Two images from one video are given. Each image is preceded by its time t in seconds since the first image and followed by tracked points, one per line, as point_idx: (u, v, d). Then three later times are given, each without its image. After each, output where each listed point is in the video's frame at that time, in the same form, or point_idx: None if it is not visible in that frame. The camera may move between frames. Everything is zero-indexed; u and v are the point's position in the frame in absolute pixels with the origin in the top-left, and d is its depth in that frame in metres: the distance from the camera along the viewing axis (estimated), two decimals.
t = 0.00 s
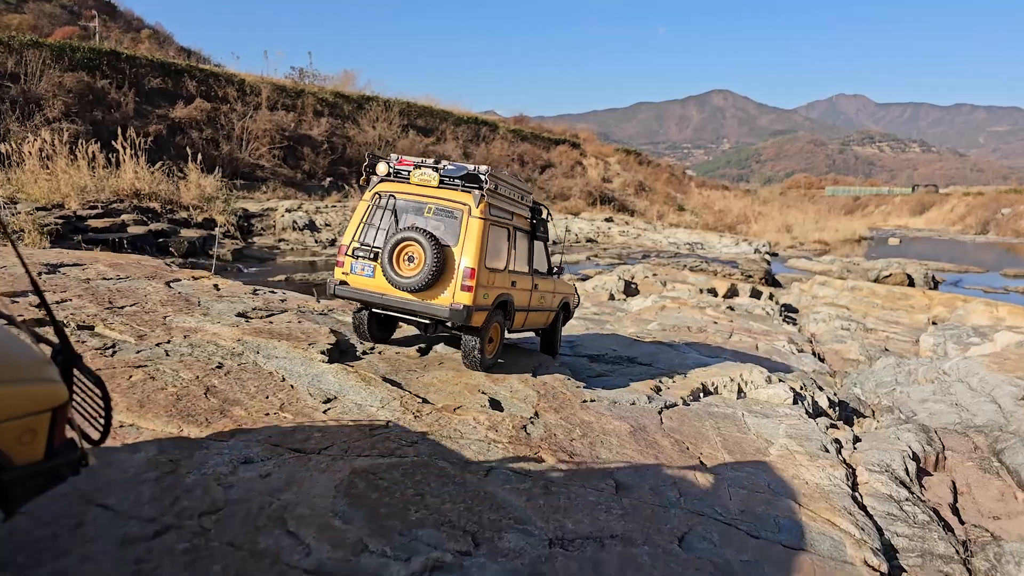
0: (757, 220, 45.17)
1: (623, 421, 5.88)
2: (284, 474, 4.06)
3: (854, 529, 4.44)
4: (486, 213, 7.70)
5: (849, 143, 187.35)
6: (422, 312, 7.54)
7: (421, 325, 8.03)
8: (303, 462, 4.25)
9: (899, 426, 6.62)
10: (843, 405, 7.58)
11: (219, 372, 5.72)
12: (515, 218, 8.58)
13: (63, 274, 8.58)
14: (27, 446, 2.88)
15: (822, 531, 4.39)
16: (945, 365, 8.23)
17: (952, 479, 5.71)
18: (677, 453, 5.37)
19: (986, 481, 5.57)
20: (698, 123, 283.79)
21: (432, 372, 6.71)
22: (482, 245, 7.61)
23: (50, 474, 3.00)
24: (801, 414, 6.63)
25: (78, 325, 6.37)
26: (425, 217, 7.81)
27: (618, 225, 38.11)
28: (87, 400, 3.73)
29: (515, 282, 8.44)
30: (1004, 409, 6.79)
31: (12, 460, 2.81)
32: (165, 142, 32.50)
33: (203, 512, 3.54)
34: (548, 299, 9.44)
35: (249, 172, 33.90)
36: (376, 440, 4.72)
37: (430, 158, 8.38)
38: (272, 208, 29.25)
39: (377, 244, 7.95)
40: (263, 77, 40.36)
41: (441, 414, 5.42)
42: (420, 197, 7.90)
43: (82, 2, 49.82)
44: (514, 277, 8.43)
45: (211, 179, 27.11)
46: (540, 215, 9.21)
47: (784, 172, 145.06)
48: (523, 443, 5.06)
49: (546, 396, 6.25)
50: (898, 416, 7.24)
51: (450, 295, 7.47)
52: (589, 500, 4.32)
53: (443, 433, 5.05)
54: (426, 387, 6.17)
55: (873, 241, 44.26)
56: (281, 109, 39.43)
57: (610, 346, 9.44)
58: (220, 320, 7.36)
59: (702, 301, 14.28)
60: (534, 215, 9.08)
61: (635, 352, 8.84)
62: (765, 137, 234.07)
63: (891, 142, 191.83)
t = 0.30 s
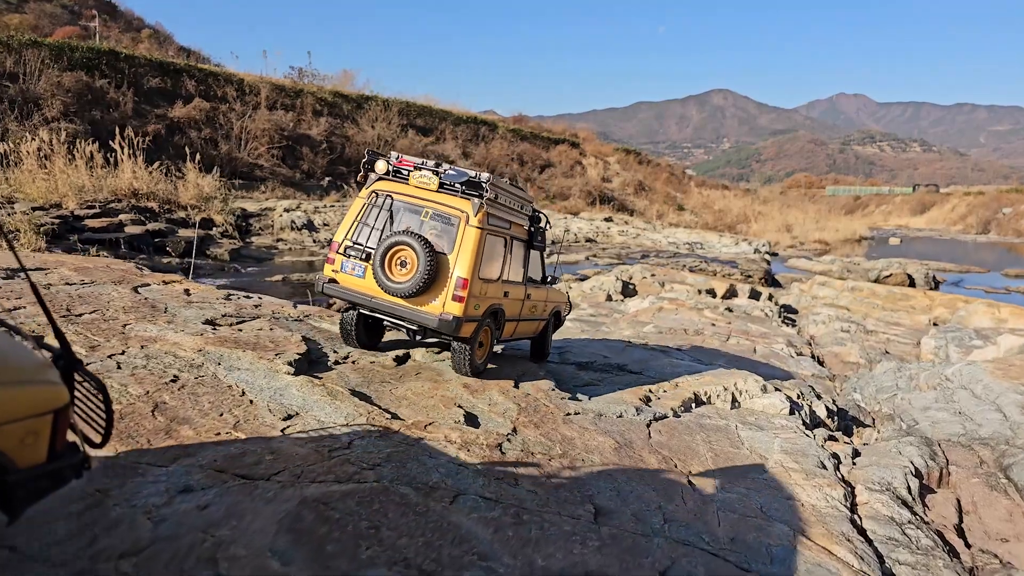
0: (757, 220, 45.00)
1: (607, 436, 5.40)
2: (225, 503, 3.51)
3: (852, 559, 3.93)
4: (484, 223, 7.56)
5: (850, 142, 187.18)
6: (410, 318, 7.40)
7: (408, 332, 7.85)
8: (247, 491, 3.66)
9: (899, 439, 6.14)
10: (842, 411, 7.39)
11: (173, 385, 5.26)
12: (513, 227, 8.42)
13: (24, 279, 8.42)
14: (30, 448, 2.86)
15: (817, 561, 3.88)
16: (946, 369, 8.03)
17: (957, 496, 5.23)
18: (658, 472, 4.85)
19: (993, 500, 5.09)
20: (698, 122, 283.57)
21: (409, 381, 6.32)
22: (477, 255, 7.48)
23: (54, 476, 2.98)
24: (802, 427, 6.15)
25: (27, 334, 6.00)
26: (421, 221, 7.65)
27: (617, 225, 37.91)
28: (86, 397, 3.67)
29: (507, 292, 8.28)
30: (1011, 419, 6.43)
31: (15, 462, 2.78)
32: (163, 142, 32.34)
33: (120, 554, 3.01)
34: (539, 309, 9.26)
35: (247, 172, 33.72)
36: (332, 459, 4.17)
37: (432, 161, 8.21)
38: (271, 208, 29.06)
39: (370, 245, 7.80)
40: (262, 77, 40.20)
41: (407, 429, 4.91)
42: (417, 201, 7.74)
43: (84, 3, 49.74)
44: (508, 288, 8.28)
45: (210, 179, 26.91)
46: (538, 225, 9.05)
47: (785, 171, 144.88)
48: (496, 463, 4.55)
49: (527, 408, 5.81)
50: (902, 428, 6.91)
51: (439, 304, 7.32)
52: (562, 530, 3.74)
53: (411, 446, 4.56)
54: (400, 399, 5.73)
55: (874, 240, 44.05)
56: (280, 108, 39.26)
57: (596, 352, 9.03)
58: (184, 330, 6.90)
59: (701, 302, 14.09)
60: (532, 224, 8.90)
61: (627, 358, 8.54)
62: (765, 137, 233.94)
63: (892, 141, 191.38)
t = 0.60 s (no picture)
0: (757, 219, 44.86)
1: (591, 450, 5.14)
2: (164, 532, 3.27)
3: None
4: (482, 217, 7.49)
5: (851, 142, 186.95)
6: (414, 313, 7.26)
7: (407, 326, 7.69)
8: (191, 516, 3.44)
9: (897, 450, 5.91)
10: (840, 416, 7.24)
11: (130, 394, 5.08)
12: (507, 224, 8.33)
13: None
14: (48, 442, 2.99)
15: None
16: (948, 373, 7.90)
17: (959, 509, 5.03)
18: (645, 487, 4.60)
19: (998, 514, 4.92)
20: (699, 122, 283.34)
21: (386, 389, 6.08)
22: (476, 249, 7.40)
23: (70, 467, 3.14)
24: (798, 436, 5.95)
25: None
26: (419, 218, 7.54)
27: (617, 224, 37.76)
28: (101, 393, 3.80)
29: (504, 288, 8.17)
30: (1016, 426, 6.29)
31: (32, 453, 2.93)
32: (162, 141, 32.21)
33: None
34: (532, 307, 9.14)
35: (246, 172, 33.58)
36: (287, 479, 3.95)
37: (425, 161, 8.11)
38: (269, 207, 28.91)
39: (369, 243, 7.63)
40: (262, 76, 40.07)
41: (376, 444, 4.69)
42: (414, 199, 7.63)
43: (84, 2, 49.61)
44: (505, 284, 8.18)
45: (208, 178, 26.79)
46: (530, 223, 8.98)
47: (786, 171, 144.60)
48: (470, 479, 4.31)
49: (509, 418, 5.60)
50: (902, 435, 6.79)
51: (442, 297, 7.20)
52: (535, 555, 3.49)
53: (377, 463, 4.34)
54: (376, 408, 5.55)
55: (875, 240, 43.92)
56: (279, 108, 39.12)
57: (588, 355, 8.82)
58: (153, 335, 6.75)
59: (699, 302, 13.94)
60: (524, 223, 8.80)
61: (619, 362, 8.36)
62: (766, 136, 233.58)
63: (893, 140, 190.99)
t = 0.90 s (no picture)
0: (757, 218, 44.69)
1: (579, 454, 5.01)
2: (108, 546, 3.14)
3: None
4: (480, 208, 7.49)
5: (851, 142, 186.65)
6: (418, 304, 7.26)
7: (410, 319, 7.69)
8: (141, 529, 3.31)
9: (896, 452, 5.79)
10: (840, 417, 7.12)
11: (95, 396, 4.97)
12: (503, 215, 8.32)
13: None
14: (86, 420, 3.26)
15: None
16: (949, 372, 7.79)
17: (964, 515, 4.91)
18: (633, 493, 4.47)
19: (1004, 520, 4.79)
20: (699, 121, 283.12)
21: (367, 391, 5.96)
22: (475, 239, 7.40)
23: (107, 443, 3.41)
24: (795, 439, 5.82)
25: None
26: (417, 212, 7.51)
27: (617, 224, 37.62)
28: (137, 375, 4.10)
29: (502, 279, 8.17)
30: (1020, 427, 6.18)
31: (73, 431, 3.20)
32: (161, 141, 32.10)
33: None
34: (527, 299, 9.09)
35: (245, 171, 33.45)
36: (250, 489, 3.82)
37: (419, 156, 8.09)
38: (268, 207, 28.81)
39: (370, 239, 7.58)
40: (261, 76, 39.95)
41: (352, 449, 4.55)
42: (411, 193, 7.60)
43: (84, 3, 49.51)
44: (502, 273, 8.17)
45: (207, 178, 26.71)
46: (523, 214, 8.97)
47: (786, 170, 144.35)
48: (450, 486, 4.17)
49: (496, 421, 5.47)
50: (904, 436, 6.68)
51: (446, 286, 7.22)
52: (513, 567, 3.36)
53: (351, 470, 4.22)
54: (358, 412, 5.43)
55: (875, 239, 43.78)
56: (278, 107, 39.01)
57: (581, 353, 8.69)
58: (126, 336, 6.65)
59: (698, 302, 13.83)
60: (517, 214, 8.77)
61: (614, 361, 8.24)
62: (766, 135, 233.28)
63: (894, 140, 190.57)
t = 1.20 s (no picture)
0: (758, 217, 44.52)
1: (570, 458, 4.90)
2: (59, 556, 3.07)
3: None
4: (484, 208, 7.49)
5: (852, 142, 186.38)
6: (423, 301, 7.26)
7: (412, 316, 7.79)
8: (95, 537, 3.24)
9: (897, 456, 5.70)
10: (840, 419, 7.01)
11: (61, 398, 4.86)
12: (504, 215, 8.31)
13: None
14: (127, 410, 3.44)
15: None
16: (952, 373, 7.70)
17: (969, 523, 4.81)
18: (623, 499, 4.36)
19: (1010, 527, 4.66)
20: (700, 121, 282.90)
21: (351, 392, 5.85)
22: (479, 238, 7.41)
23: (147, 433, 3.59)
24: (793, 442, 5.73)
25: None
26: (422, 211, 7.48)
27: (617, 224, 37.48)
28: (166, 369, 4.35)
29: (503, 277, 8.17)
30: None
31: (115, 420, 3.38)
32: (161, 140, 32.03)
33: None
34: (524, 297, 9.05)
35: (245, 171, 33.36)
36: (216, 495, 3.73)
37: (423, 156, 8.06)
38: (268, 206, 28.72)
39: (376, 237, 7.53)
40: (261, 76, 39.90)
41: (329, 453, 4.44)
42: (417, 192, 7.56)
43: (86, 4, 49.48)
44: (503, 272, 8.13)
45: (206, 177, 26.65)
46: (521, 214, 8.97)
47: (787, 170, 144.19)
48: (430, 493, 4.06)
49: (484, 424, 5.36)
50: (906, 439, 6.57)
51: (451, 284, 7.23)
52: None
53: (327, 476, 4.12)
54: (341, 416, 5.33)
55: (876, 239, 43.63)
56: (278, 107, 38.93)
57: (575, 354, 8.57)
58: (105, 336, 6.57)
59: (697, 302, 13.75)
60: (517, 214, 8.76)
61: (610, 362, 8.12)
62: (766, 135, 232.94)
63: (895, 139, 190.28)
